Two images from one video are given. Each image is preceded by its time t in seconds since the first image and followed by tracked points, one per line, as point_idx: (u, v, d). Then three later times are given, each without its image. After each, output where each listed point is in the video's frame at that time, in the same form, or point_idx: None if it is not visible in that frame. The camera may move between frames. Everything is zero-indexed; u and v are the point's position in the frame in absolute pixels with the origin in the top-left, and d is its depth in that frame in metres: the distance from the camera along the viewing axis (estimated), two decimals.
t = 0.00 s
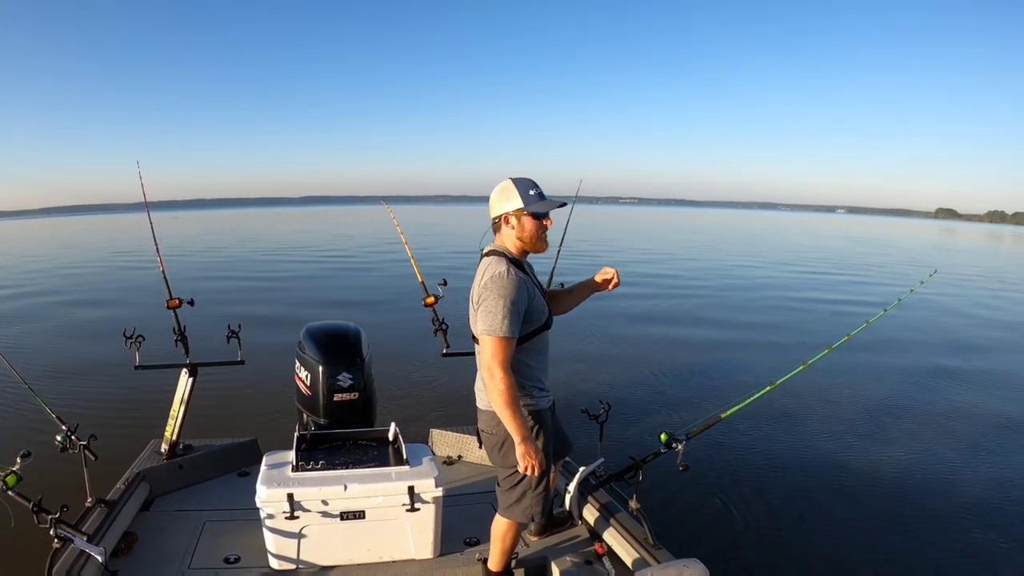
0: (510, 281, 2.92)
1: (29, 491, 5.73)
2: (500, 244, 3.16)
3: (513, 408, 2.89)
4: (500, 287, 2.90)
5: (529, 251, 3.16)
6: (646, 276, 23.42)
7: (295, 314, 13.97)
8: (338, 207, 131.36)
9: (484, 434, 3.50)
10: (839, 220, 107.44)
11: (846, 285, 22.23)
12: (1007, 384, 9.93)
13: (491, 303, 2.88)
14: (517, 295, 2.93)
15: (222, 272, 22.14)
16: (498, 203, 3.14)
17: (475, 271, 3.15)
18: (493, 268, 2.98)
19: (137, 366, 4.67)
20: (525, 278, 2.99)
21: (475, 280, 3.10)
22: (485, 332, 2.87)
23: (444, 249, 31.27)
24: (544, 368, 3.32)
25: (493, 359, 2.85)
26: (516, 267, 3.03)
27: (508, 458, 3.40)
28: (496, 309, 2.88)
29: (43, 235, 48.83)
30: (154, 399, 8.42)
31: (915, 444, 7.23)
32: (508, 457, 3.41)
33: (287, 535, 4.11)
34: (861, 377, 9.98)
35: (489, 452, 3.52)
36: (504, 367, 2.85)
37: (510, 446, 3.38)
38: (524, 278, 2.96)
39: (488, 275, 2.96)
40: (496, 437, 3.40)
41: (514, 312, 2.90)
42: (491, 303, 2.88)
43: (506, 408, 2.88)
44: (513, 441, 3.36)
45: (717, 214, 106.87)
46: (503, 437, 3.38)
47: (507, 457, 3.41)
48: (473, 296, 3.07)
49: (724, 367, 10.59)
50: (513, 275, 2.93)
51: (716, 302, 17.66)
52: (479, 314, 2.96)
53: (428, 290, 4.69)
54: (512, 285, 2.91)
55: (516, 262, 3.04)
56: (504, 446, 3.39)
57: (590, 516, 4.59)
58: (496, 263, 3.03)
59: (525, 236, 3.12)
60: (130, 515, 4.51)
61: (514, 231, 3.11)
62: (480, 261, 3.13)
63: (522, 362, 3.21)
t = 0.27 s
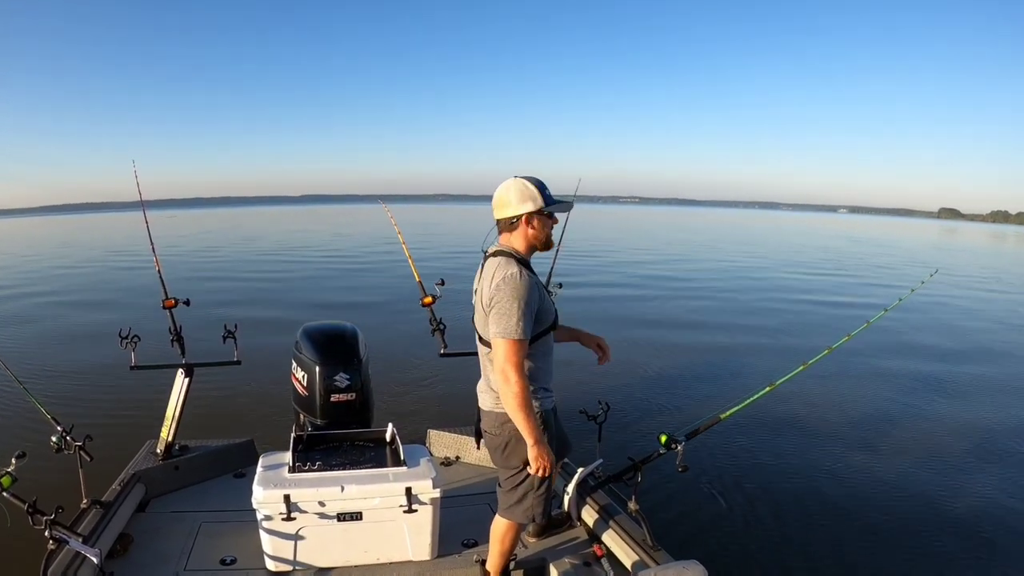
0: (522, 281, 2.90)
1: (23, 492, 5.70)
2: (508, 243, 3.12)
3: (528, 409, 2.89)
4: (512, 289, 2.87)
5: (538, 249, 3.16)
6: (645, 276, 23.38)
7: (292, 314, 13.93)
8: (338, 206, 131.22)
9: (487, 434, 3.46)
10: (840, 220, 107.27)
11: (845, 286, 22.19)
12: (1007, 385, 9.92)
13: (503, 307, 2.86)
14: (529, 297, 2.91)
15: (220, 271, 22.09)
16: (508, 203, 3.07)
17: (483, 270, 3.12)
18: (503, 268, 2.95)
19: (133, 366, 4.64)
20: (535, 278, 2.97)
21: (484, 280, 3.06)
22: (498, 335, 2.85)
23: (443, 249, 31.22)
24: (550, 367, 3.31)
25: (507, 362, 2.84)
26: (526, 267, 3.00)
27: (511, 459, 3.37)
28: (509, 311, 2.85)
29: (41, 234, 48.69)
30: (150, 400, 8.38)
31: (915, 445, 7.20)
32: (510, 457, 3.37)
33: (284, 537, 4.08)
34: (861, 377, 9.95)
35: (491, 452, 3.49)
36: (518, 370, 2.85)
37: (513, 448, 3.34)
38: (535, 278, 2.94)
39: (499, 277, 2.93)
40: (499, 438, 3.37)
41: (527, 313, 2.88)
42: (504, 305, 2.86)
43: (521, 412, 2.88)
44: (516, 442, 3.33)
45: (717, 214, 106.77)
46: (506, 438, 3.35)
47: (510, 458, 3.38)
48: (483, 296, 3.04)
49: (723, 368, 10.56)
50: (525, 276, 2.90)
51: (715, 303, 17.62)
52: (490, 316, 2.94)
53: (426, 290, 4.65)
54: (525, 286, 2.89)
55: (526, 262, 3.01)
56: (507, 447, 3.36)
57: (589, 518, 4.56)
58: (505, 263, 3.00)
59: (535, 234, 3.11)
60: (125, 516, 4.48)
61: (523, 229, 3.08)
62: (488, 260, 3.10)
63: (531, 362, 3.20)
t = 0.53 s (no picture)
0: (537, 281, 2.88)
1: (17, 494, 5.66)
2: (517, 241, 3.09)
3: (554, 408, 2.92)
4: (528, 290, 2.84)
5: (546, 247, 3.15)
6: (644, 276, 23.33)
7: (290, 314, 13.89)
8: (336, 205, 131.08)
9: (492, 435, 3.43)
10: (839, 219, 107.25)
11: (844, 286, 22.15)
12: (1006, 384, 9.90)
13: (519, 309, 2.84)
14: (545, 297, 2.89)
15: (217, 271, 22.04)
16: (517, 203, 3.02)
17: (492, 270, 3.07)
18: (516, 269, 2.91)
19: (128, 366, 4.61)
20: (549, 276, 2.95)
21: (496, 280, 3.01)
22: (516, 338, 2.84)
23: (441, 249, 31.18)
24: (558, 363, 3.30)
25: (529, 365, 2.85)
26: (537, 266, 2.97)
27: (517, 460, 3.34)
28: (527, 313, 2.83)
29: (38, 233, 48.51)
30: (146, 402, 8.34)
31: (916, 446, 7.16)
32: (517, 458, 3.34)
33: (280, 538, 4.05)
34: (861, 378, 9.93)
35: (495, 453, 3.45)
36: (540, 370, 2.86)
37: (520, 448, 3.31)
38: (548, 277, 2.92)
39: (512, 278, 2.89)
40: (506, 439, 3.33)
41: (544, 314, 2.88)
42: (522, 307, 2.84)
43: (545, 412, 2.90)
44: (522, 443, 3.31)
45: (717, 213, 106.78)
46: (513, 439, 3.32)
47: (516, 459, 3.34)
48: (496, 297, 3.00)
49: (721, 369, 10.53)
50: (539, 275, 2.88)
51: (714, 303, 17.59)
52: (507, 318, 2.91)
53: (422, 290, 4.62)
54: (541, 286, 2.87)
55: (538, 260, 2.98)
56: (513, 448, 3.33)
57: (588, 520, 4.53)
58: (517, 262, 2.96)
59: (544, 234, 3.09)
60: (120, 518, 4.45)
61: (532, 228, 3.05)
62: (498, 259, 3.04)
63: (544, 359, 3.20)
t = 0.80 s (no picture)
0: (556, 283, 2.89)
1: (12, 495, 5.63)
2: (526, 243, 3.06)
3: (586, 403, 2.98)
4: (550, 293, 2.85)
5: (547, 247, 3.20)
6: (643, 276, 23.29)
7: (287, 315, 13.85)
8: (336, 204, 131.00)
9: (495, 437, 3.36)
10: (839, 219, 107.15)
11: (843, 286, 22.12)
12: (1006, 384, 9.89)
13: (543, 311, 2.85)
14: (564, 297, 2.92)
15: (215, 271, 22.01)
16: (526, 204, 2.99)
17: (502, 272, 3.00)
18: (533, 272, 2.90)
19: (124, 366, 4.58)
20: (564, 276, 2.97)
21: (509, 285, 2.96)
22: (542, 341, 2.85)
23: (440, 248, 31.15)
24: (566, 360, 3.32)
25: (560, 367, 2.87)
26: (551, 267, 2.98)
27: (522, 461, 3.29)
28: (552, 316, 2.85)
29: (34, 232, 48.34)
30: (143, 403, 8.30)
31: (916, 447, 7.14)
32: (522, 459, 3.29)
33: (277, 540, 4.02)
34: (860, 378, 9.90)
35: (497, 453, 3.38)
36: (570, 370, 2.89)
37: (526, 448, 3.27)
38: (565, 277, 2.94)
39: (530, 281, 2.88)
40: (512, 440, 3.27)
41: (565, 314, 2.90)
42: (546, 311, 2.84)
43: (576, 409, 2.95)
44: (528, 443, 3.26)
45: (716, 212, 106.77)
46: (519, 439, 3.26)
47: (521, 459, 3.29)
48: (513, 301, 2.96)
49: (720, 369, 10.49)
50: (557, 276, 2.90)
51: (713, 304, 17.55)
52: (530, 322, 2.90)
53: (420, 290, 4.59)
54: (560, 288, 2.89)
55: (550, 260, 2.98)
56: (520, 448, 3.27)
57: (586, 521, 4.50)
58: (531, 264, 2.95)
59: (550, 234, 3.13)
60: (116, 519, 4.42)
61: (540, 229, 3.04)
62: (509, 262, 2.98)
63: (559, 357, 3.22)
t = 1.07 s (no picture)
0: (572, 283, 2.91)
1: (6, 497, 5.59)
2: (532, 242, 3.05)
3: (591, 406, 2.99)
4: (569, 293, 2.87)
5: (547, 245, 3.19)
6: (642, 276, 23.25)
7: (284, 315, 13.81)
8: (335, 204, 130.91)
9: (499, 439, 3.28)
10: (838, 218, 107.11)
11: (843, 286, 22.10)
12: (1006, 384, 9.88)
13: (563, 312, 2.85)
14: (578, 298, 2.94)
15: (214, 271, 22.00)
16: (537, 204, 2.93)
17: (516, 272, 2.95)
18: (551, 272, 2.89)
19: (119, 367, 4.54)
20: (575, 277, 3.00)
21: (525, 286, 2.91)
22: (558, 341, 2.86)
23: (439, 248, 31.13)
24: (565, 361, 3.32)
25: (576, 368, 2.87)
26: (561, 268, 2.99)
27: (528, 461, 3.25)
28: (571, 317, 2.86)
29: (31, 232, 48.22)
30: (139, 404, 8.28)
31: (915, 448, 7.12)
32: (528, 459, 3.24)
33: (273, 541, 3.98)
34: (859, 378, 9.88)
35: (501, 454, 3.32)
36: (585, 370, 2.90)
37: (533, 449, 3.22)
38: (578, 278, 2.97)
39: (547, 282, 2.87)
40: (518, 441, 3.21)
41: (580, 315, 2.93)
42: (566, 311, 2.85)
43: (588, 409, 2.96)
44: (535, 444, 3.22)
45: (717, 211, 106.57)
46: (526, 440, 3.21)
47: (527, 460, 3.25)
48: (530, 302, 2.91)
49: (719, 370, 10.47)
50: (574, 277, 2.92)
51: (711, 304, 17.52)
52: (549, 323, 2.88)
53: (417, 290, 4.56)
54: (576, 288, 2.91)
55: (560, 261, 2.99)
56: (526, 449, 3.22)
57: (585, 522, 4.47)
58: (547, 264, 2.94)
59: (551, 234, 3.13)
60: (111, 520, 4.39)
61: (547, 229, 3.03)
62: (524, 262, 2.94)
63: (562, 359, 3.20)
